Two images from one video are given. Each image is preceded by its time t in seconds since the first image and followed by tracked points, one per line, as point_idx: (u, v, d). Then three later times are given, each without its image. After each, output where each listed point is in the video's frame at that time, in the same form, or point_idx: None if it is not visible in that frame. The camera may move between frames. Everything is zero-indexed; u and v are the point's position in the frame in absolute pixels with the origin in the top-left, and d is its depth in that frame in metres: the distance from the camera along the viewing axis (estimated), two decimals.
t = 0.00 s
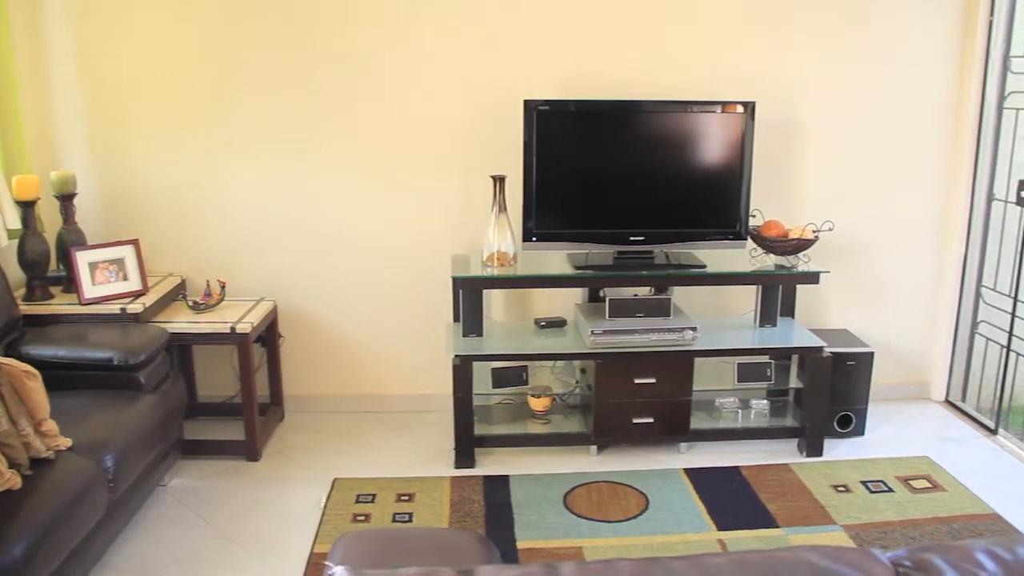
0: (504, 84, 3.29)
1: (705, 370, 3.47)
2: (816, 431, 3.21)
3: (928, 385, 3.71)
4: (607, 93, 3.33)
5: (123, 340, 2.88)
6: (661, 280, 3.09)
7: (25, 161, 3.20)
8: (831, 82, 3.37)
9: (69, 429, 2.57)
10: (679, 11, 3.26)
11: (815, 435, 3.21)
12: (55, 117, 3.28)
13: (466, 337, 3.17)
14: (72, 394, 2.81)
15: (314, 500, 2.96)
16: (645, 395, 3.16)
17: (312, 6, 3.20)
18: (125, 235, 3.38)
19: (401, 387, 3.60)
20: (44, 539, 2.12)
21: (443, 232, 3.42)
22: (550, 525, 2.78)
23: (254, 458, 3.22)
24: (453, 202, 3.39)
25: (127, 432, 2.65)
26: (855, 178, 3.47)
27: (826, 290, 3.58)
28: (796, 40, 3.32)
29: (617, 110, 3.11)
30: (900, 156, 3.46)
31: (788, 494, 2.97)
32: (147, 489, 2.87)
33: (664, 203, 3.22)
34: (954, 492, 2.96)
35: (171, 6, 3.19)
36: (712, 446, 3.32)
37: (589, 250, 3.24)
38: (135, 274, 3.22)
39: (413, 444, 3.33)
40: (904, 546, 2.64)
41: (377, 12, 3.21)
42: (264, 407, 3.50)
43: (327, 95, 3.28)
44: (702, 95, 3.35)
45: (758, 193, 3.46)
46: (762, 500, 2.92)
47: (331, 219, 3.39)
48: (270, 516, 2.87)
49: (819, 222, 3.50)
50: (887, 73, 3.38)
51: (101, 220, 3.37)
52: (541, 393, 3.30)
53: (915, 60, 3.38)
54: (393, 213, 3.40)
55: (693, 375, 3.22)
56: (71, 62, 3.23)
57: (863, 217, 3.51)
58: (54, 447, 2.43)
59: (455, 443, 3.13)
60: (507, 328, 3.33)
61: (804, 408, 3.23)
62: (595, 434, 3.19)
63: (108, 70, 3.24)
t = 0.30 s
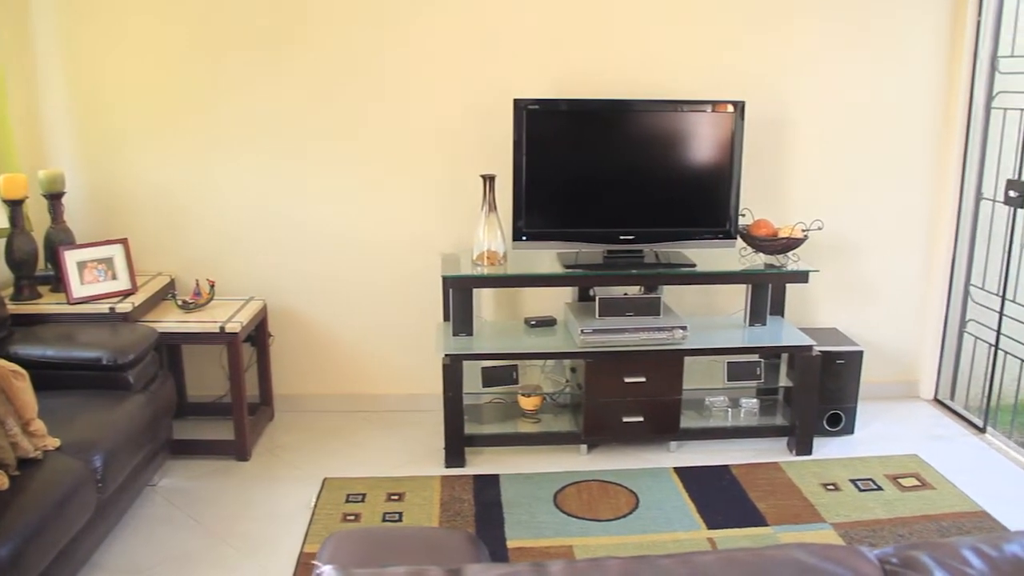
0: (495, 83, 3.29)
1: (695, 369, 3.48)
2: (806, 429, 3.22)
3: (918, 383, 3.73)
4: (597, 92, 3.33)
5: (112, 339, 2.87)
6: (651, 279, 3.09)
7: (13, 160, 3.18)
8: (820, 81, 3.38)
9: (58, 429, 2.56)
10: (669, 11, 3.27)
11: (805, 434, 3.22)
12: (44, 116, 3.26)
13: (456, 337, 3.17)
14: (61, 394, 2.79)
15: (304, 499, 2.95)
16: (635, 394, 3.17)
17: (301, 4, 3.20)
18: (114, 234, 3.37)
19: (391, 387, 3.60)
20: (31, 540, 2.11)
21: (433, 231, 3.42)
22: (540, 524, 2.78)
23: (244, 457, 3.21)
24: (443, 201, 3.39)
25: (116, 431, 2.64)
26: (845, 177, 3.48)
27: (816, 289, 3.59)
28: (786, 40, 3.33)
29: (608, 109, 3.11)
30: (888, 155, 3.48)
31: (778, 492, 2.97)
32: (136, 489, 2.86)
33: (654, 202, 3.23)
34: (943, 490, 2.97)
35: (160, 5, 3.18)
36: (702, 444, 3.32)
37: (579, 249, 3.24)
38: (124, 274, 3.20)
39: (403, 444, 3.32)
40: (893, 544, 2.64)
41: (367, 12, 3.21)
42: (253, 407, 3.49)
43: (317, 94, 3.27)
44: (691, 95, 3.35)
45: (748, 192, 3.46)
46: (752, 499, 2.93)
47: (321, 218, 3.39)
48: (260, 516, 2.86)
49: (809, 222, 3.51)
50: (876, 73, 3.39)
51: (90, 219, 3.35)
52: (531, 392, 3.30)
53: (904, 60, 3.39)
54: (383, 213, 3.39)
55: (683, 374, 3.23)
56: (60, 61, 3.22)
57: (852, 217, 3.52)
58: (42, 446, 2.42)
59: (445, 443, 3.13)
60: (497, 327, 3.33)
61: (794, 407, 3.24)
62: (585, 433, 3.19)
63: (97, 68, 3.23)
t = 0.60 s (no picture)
0: (483, 83, 3.29)
1: (683, 367, 3.49)
2: (793, 427, 3.23)
3: (905, 380, 3.75)
4: (585, 91, 3.33)
5: (99, 339, 2.86)
6: (640, 278, 3.10)
7: None
8: (808, 79, 3.39)
9: (44, 429, 2.54)
10: (656, 10, 3.27)
11: (793, 431, 3.23)
12: (30, 115, 3.24)
13: (444, 336, 3.17)
14: (48, 394, 2.78)
15: (292, 499, 2.95)
16: (624, 392, 3.17)
17: (288, 3, 3.19)
18: (101, 233, 3.35)
19: (380, 386, 3.59)
20: (16, 541, 2.10)
21: (422, 230, 3.42)
22: (529, 522, 2.78)
23: (232, 457, 3.20)
24: (431, 200, 3.39)
25: (103, 431, 2.63)
26: (832, 175, 3.49)
27: (803, 287, 3.60)
28: (773, 40, 3.34)
29: (597, 108, 3.11)
30: (875, 153, 3.49)
31: (766, 490, 2.98)
32: (124, 490, 2.84)
33: (642, 201, 3.23)
34: (930, 487, 2.99)
35: (147, 4, 3.17)
36: (690, 442, 3.33)
37: (567, 247, 3.24)
38: (112, 274, 3.19)
39: (392, 443, 3.32)
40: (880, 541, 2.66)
41: (355, 11, 3.21)
42: (242, 407, 3.48)
43: (304, 93, 3.27)
44: (679, 94, 3.36)
45: (736, 191, 3.47)
46: (741, 497, 2.94)
47: (309, 217, 3.38)
48: (249, 516, 2.85)
49: (797, 219, 3.52)
50: (863, 71, 3.40)
51: (77, 219, 3.34)
52: (520, 390, 3.29)
53: (891, 59, 3.41)
54: (371, 212, 3.39)
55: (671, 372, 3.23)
56: (46, 60, 3.20)
57: (840, 215, 3.53)
58: (28, 447, 2.40)
59: (434, 442, 3.13)
60: (486, 326, 3.33)
61: (782, 405, 3.25)
62: (574, 432, 3.19)
63: (84, 67, 3.21)
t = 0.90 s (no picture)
0: (472, 81, 3.29)
1: (674, 364, 3.49)
2: (784, 424, 3.24)
3: (895, 377, 3.76)
4: (575, 88, 3.33)
5: (88, 339, 2.85)
6: (630, 276, 3.10)
7: None
8: (797, 78, 3.39)
9: (33, 429, 2.53)
10: (646, 8, 3.28)
11: (783, 429, 3.24)
12: (18, 113, 3.23)
13: (434, 334, 3.16)
14: (36, 394, 2.76)
15: (283, 497, 2.95)
16: (615, 390, 3.17)
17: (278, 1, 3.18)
18: (89, 232, 3.34)
19: (371, 384, 3.59)
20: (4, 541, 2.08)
21: (412, 228, 3.42)
22: (520, 520, 2.78)
23: (223, 456, 3.19)
24: (421, 198, 3.39)
25: (92, 431, 2.62)
26: (822, 173, 3.50)
27: (794, 285, 3.61)
28: (763, 38, 3.34)
29: (587, 106, 3.11)
30: (865, 151, 3.50)
31: (757, 487, 2.99)
32: (114, 489, 2.83)
33: (633, 199, 3.23)
34: (920, 484, 3.00)
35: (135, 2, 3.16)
36: (681, 440, 3.34)
37: (557, 245, 3.24)
38: (101, 272, 3.18)
39: (383, 441, 3.32)
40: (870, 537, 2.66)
41: (344, 9, 3.20)
42: (232, 405, 3.47)
43: (294, 91, 3.26)
44: (669, 93, 3.36)
45: (726, 188, 3.48)
46: (731, 494, 2.94)
47: (299, 215, 3.38)
48: (240, 515, 2.85)
49: (786, 217, 3.53)
50: (853, 70, 3.41)
51: (65, 217, 3.32)
52: (511, 389, 3.29)
53: (881, 57, 3.42)
54: (361, 210, 3.39)
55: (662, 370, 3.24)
56: (34, 58, 3.19)
57: (830, 213, 3.54)
58: (17, 447, 2.39)
59: (425, 440, 3.13)
60: (476, 324, 3.33)
61: (773, 402, 3.26)
62: (565, 430, 3.19)
63: (72, 65, 3.20)
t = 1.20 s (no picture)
0: (459, 77, 3.29)
1: (662, 360, 3.50)
2: (771, 419, 3.25)
3: (882, 372, 3.77)
4: (563, 84, 3.33)
5: (74, 337, 2.83)
6: (618, 272, 3.10)
7: None
8: (784, 74, 3.40)
9: (18, 429, 2.51)
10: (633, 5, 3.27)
11: (771, 424, 3.25)
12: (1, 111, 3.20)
13: (422, 331, 3.16)
14: (23, 393, 2.75)
15: (271, 495, 2.94)
16: (603, 386, 3.18)
17: None
18: (74, 230, 3.32)
19: (359, 381, 3.59)
20: None
21: (400, 225, 3.41)
22: (508, 516, 2.79)
23: (210, 454, 3.19)
24: (408, 195, 3.38)
25: (78, 429, 2.60)
26: (809, 169, 3.51)
27: (781, 280, 3.62)
28: (751, 34, 3.35)
29: (576, 102, 3.11)
30: (852, 147, 3.51)
31: (745, 482, 3.00)
32: (101, 488, 2.82)
33: (620, 195, 3.24)
34: (907, 478, 3.01)
35: None
36: (669, 436, 3.34)
37: (545, 241, 3.24)
38: (86, 270, 3.16)
39: (371, 438, 3.31)
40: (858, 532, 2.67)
41: (330, 6, 3.19)
42: (220, 403, 3.46)
43: (280, 88, 3.25)
44: (656, 89, 3.36)
45: (714, 184, 3.48)
46: (719, 490, 2.95)
47: (285, 212, 3.37)
48: (227, 513, 2.84)
49: (774, 213, 3.54)
50: (840, 66, 3.42)
51: (50, 216, 3.30)
52: (498, 385, 3.30)
53: (867, 54, 3.42)
54: (349, 207, 3.38)
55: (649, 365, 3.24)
56: (17, 54, 3.16)
57: (816, 208, 3.55)
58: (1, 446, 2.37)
59: (413, 437, 3.13)
60: (464, 320, 3.33)
61: (760, 397, 3.27)
62: (553, 426, 3.19)
63: (56, 62, 3.18)
